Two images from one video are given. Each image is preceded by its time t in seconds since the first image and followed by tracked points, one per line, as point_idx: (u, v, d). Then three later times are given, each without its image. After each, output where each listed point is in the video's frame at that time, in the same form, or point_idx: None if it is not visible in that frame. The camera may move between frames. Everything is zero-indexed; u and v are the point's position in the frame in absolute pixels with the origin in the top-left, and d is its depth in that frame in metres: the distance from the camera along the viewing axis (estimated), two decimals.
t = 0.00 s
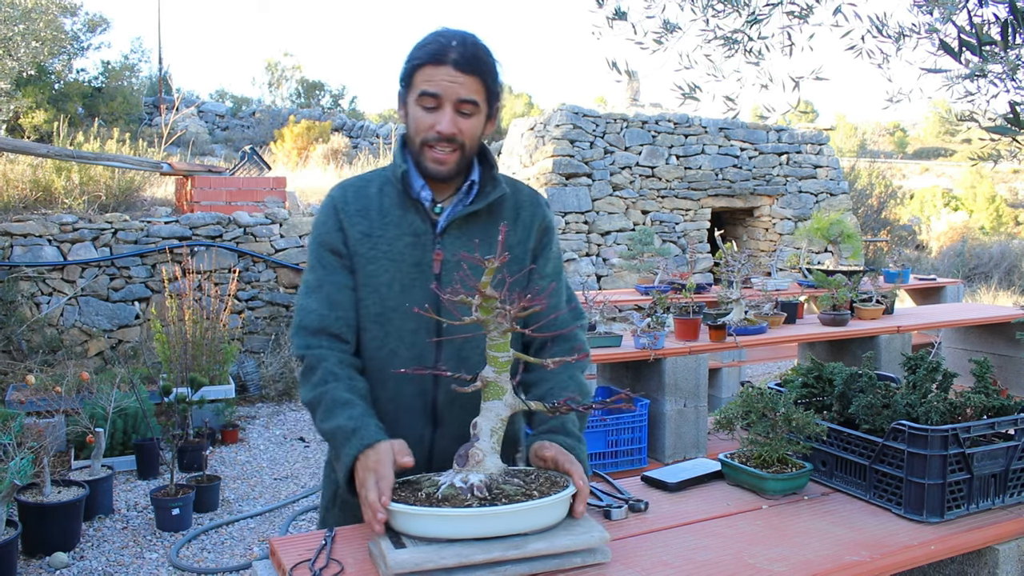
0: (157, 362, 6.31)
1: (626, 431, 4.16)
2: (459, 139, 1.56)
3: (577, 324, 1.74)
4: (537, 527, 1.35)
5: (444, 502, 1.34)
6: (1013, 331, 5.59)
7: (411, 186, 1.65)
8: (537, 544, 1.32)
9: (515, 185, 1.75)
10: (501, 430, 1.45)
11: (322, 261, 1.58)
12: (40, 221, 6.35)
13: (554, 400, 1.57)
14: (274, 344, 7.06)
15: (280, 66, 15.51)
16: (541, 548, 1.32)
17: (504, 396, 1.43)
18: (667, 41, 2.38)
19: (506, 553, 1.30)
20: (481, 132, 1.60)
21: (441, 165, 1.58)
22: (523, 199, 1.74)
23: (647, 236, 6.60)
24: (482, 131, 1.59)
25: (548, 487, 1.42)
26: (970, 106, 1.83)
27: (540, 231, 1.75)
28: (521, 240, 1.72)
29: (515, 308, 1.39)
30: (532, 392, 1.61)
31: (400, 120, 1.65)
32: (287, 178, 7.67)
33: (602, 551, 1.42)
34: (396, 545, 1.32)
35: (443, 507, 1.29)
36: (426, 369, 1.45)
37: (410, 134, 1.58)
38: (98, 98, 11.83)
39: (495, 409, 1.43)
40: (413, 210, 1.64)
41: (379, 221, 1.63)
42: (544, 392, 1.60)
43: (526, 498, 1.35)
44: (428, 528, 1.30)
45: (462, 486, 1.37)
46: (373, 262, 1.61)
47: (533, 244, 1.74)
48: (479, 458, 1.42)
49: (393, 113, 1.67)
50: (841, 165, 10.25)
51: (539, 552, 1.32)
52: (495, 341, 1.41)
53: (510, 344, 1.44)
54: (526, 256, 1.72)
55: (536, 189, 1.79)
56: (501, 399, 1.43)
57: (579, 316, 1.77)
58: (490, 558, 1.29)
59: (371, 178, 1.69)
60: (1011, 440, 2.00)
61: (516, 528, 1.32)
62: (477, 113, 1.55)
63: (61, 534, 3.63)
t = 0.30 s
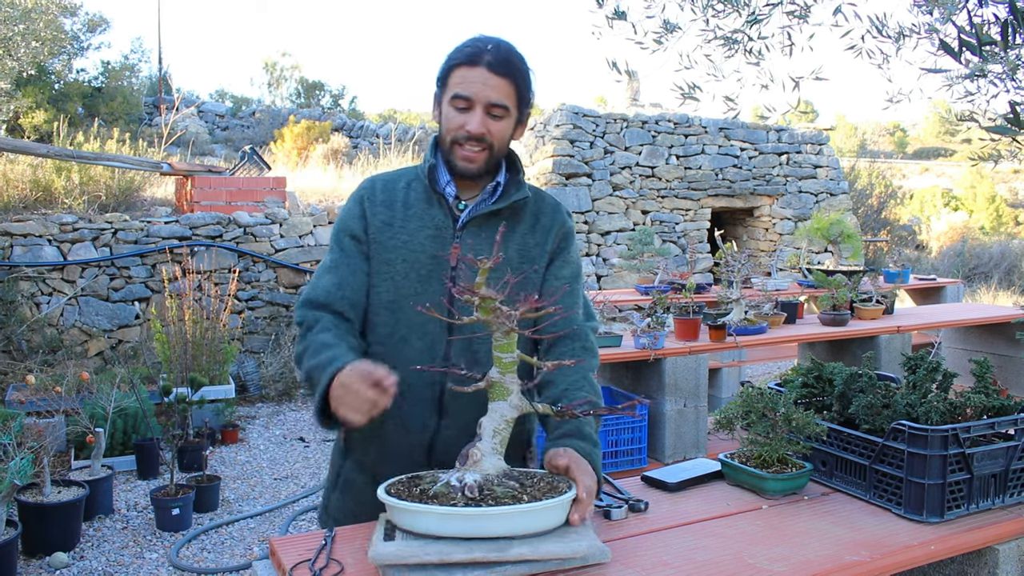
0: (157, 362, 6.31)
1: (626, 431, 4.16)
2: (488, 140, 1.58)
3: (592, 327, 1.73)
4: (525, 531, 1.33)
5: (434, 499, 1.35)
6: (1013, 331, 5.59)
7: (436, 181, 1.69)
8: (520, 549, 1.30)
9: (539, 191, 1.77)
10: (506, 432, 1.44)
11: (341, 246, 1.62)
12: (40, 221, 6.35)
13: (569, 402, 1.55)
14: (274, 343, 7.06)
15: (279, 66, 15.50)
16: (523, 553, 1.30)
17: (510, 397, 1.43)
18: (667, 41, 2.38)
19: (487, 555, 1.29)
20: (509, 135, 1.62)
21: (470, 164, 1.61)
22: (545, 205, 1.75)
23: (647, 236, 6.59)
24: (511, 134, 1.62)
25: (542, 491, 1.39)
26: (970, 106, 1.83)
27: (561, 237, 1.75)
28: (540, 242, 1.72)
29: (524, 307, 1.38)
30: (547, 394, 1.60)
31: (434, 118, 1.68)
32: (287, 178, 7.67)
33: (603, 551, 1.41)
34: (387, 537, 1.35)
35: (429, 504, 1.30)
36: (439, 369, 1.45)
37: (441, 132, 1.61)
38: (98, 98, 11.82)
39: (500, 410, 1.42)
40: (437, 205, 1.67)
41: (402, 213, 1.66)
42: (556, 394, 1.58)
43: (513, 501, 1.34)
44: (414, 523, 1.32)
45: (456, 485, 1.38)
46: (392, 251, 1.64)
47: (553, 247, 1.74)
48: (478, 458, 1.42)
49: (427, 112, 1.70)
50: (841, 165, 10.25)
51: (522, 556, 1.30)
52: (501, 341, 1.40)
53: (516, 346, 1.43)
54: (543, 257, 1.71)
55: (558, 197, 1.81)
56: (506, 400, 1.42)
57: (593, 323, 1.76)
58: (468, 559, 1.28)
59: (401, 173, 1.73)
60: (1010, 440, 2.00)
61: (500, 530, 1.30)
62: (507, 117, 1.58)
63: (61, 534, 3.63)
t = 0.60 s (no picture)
0: (157, 362, 6.31)
1: (626, 431, 4.16)
2: (492, 131, 1.58)
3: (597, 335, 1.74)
4: (502, 536, 1.30)
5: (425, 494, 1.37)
6: (1013, 331, 5.59)
7: (440, 180, 1.70)
8: (490, 552, 1.28)
9: (543, 196, 1.78)
10: (509, 434, 1.42)
11: (342, 245, 1.62)
12: (40, 221, 6.35)
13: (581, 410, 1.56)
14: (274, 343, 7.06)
15: (279, 66, 15.50)
16: (491, 558, 1.27)
17: (514, 400, 1.41)
18: (667, 41, 2.38)
19: (458, 555, 1.28)
20: (514, 131, 1.63)
21: (473, 156, 1.61)
22: (548, 210, 1.76)
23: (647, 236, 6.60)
24: (514, 130, 1.62)
25: (529, 499, 1.35)
26: (970, 106, 1.83)
27: (565, 242, 1.76)
28: (544, 246, 1.72)
29: (530, 308, 1.38)
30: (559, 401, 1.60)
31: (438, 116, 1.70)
32: (287, 178, 7.67)
33: (602, 551, 1.40)
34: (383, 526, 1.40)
35: (414, 498, 1.33)
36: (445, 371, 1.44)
37: (445, 124, 1.61)
38: (98, 98, 11.82)
39: (505, 411, 1.41)
40: (439, 205, 1.68)
41: (403, 213, 1.66)
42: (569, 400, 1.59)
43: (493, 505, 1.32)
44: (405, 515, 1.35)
45: (449, 483, 1.38)
46: (393, 251, 1.64)
47: (556, 252, 1.74)
48: (477, 457, 1.42)
49: (431, 110, 1.71)
50: (841, 165, 10.25)
51: (490, 561, 1.27)
52: (509, 338, 1.37)
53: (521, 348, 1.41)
54: (547, 263, 1.71)
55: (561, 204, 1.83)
56: (511, 402, 1.40)
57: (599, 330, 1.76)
58: (440, 556, 1.28)
59: (402, 173, 1.74)
60: (1011, 440, 2.00)
61: (477, 530, 1.30)
62: (512, 108, 1.58)
63: (61, 534, 3.63)
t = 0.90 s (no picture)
0: (157, 362, 6.32)
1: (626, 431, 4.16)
2: (494, 126, 1.58)
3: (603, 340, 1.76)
4: (483, 538, 1.30)
5: (425, 491, 1.40)
6: (1013, 331, 5.59)
7: (439, 185, 1.71)
8: (467, 553, 1.29)
9: (544, 196, 1.79)
10: (510, 436, 1.42)
11: (336, 254, 1.59)
12: (40, 221, 6.35)
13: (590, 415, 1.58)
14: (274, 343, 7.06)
15: (279, 66, 15.49)
16: (468, 558, 1.28)
17: (515, 401, 1.40)
18: (667, 41, 2.38)
19: (440, 551, 1.30)
20: (515, 128, 1.63)
21: (475, 153, 1.61)
22: (549, 211, 1.77)
23: (647, 236, 6.60)
24: (515, 127, 1.63)
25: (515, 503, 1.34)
26: (970, 106, 1.83)
27: (566, 244, 1.77)
28: (546, 250, 1.73)
29: (530, 309, 1.36)
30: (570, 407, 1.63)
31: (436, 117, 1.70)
32: (287, 178, 7.67)
33: (602, 551, 1.42)
34: (389, 516, 1.45)
35: (409, 493, 1.37)
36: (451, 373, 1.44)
37: (445, 120, 1.61)
38: (98, 98, 11.82)
39: (507, 413, 1.41)
40: (438, 209, 1.68)
41: (401, 218, 1.65)
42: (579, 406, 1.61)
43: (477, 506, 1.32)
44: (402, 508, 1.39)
45: (448, 481, 1.40)
46: (391, 259, 1.63)
47: (558, 255, 1.75)
48: (476, 457, 1.42)
49: (429, 110, 1.72)
50: (841, 165, 10.25)
51: (467, 561, 1.28)
52: (509, 339, 1.36)
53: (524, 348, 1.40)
54: (550, 268, 1.72)
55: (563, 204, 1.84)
56: (512, 403, 1.40)
57: (603, 335, 1.78)
58: (424, 550, 1.31)
59: (398, 174, 1.72)
60: (1011, 439, 2.00)
61: (460, 530, 1.31)
62: (513, 104, 1.59)
63: (60, 535, 3.63)
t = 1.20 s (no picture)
0: (157, 362, 6.32)
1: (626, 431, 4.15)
2: (491, 120, 1.59)
3: (593, 344, 1.76)
4: (478, 538, 1.30)
5: (426, 490, 1.40)
6: (1013, 331, 5.59)
7: (435, 186, 1.70)
8: (462, 552, 1.28)
9: (542, 195, 1.79)
10: (509, 436, 1.42)
11: (333, 257, 1.59)
12: (40, 221, 6.35)
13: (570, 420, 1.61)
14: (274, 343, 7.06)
15: (279, 66, 15.49)
16: (462, 557, 1.27)
17: (515, 401, 1.40)
18: (667, 41, 2.38)
19: (434, 550, 1.30)
20: (511, 124, 1.64)
21: (471, 149, 1.61)
22: (548, 211, 1.77)
23: (647, 236, 6.60)
24: (512, 123, 1.64)
25: (512, 503, 1.33)
26: (970, 106, 1.83)
27: (564, 245, 1.77)
28: (542, 251, 1.73)
29: (530, 308, 1.37)
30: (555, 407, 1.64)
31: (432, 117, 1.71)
32: (287, 178, 7.67)
33: (602, 552, 1.42)
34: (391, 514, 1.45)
35: (409, 492, 1.37)
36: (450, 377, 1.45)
37: (441, 116, 1.62)
38: (98, 98, 11.82)
39: (507, 413, 1.41)
40: (435, 211, 1.67)
41: (397, 219, 1.65)
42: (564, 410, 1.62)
43: (473, 505, 1.32)
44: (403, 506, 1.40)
45: (448, 481, 1.40)
46: (388, 261, 1.63)
47: (555, 256, 1.75)
48: (477, 457, 1.43)
49: (425, 111, 1.73)
50: (841, 165, 10.26)
51: (462, 560, 1.27)
52: (509, 340, 1.36)
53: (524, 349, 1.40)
54: (546, 270, 1.72)
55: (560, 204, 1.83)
56: (512, 404, 1.40)
57: (595, 338, 1.78)
58: (422, 549, 1.31)
59: (394, 175, 1.72)
60: (1011, 439, 2.00)
61: (456, 529, 1.31)
62: (510, 98, 1.60)
63: (60, 535, 3.63)
